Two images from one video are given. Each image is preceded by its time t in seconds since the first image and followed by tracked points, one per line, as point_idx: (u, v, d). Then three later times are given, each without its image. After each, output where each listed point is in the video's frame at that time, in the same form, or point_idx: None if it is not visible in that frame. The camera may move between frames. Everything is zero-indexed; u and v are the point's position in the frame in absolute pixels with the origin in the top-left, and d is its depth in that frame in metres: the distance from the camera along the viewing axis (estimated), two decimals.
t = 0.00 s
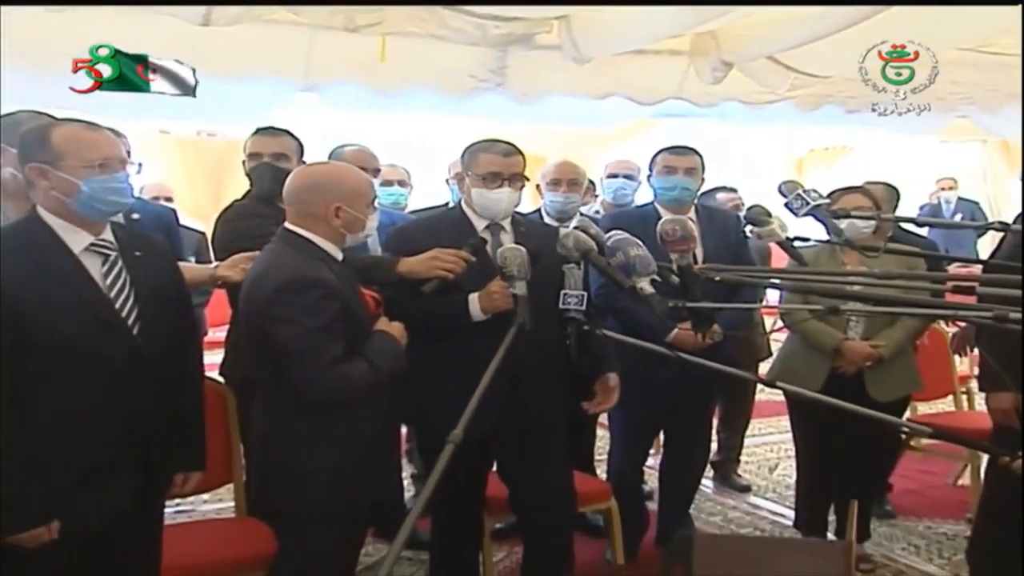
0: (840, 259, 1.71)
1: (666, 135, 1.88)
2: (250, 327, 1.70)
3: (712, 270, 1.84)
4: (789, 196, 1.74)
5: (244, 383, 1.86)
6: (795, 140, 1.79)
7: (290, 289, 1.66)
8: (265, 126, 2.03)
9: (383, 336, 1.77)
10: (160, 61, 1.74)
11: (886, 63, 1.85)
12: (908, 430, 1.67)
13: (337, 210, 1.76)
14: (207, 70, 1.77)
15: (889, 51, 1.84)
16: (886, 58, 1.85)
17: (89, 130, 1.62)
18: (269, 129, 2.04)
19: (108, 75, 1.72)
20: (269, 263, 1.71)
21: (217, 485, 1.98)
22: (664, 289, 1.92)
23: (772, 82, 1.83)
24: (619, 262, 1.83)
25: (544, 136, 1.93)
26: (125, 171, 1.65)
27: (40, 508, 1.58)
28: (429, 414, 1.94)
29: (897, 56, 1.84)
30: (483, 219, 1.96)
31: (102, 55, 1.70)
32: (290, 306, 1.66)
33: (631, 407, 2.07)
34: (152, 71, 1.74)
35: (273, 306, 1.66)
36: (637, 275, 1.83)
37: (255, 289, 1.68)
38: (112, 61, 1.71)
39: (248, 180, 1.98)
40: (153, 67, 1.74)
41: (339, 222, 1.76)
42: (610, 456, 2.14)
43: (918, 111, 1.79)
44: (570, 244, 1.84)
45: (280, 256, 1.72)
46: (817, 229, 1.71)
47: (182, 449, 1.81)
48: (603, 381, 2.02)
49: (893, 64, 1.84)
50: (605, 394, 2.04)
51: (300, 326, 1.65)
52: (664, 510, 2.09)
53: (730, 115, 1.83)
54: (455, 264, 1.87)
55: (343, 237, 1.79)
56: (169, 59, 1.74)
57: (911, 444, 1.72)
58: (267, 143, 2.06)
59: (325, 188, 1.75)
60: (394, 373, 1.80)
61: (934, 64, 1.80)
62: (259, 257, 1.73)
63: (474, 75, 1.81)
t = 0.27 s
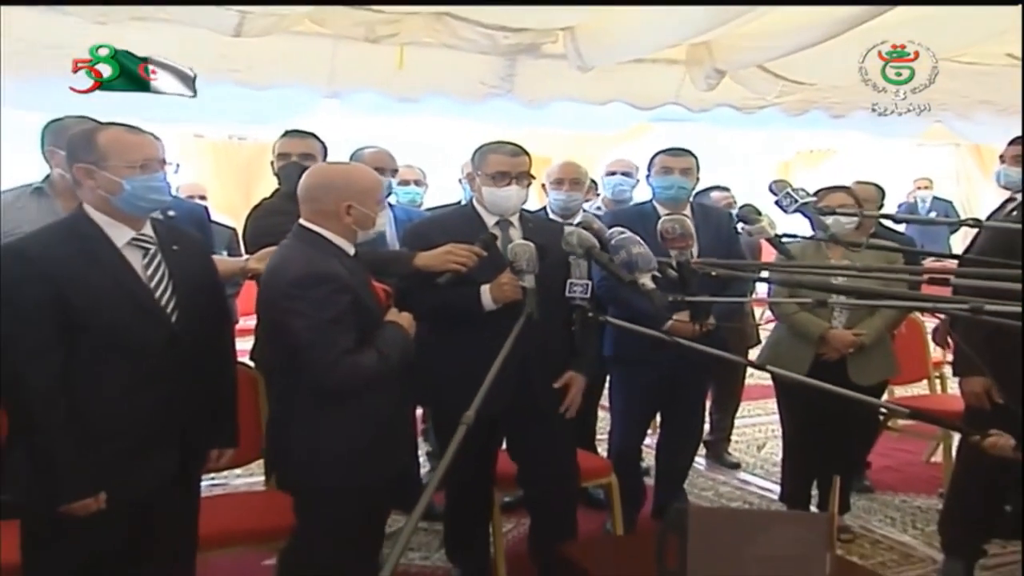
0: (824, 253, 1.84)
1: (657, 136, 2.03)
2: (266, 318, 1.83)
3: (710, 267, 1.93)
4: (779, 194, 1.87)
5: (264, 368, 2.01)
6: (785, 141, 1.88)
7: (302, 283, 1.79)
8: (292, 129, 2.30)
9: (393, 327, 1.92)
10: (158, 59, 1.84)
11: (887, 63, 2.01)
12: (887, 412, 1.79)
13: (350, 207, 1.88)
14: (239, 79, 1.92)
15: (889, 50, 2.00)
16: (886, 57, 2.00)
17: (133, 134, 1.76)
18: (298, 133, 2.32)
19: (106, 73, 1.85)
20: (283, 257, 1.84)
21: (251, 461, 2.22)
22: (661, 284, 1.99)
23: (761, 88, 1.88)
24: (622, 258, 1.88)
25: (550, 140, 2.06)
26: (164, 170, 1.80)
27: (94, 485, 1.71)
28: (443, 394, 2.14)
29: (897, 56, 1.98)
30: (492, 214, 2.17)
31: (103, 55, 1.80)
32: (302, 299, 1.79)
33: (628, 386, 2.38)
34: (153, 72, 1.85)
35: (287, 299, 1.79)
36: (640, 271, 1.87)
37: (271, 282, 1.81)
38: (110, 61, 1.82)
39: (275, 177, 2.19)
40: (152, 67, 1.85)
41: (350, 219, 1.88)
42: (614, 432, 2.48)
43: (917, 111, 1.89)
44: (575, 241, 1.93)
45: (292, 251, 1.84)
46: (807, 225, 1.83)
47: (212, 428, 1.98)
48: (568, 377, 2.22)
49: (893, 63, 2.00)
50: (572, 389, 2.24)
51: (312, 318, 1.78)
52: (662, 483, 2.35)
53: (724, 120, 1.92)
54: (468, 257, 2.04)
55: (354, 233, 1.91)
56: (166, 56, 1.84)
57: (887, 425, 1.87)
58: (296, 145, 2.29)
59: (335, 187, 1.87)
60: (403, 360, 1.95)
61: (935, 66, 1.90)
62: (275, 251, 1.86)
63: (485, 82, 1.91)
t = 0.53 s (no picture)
0: (813, 249, 1.95)
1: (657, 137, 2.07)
2: (281, 312, 1.94)
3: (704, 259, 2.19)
4: (776, 189, 2.03)
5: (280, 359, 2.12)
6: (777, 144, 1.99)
7: (317, 280, 1.90)
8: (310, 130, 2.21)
9: (404, 321, 2.05)
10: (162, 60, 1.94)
11: (887, 63, 1.98)
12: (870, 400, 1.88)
13: (362, 207, 1.96)
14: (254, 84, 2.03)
15: (890, 51, 1.99)
16: (886, 58, 1.99)
17: (157, 134, 1.83)
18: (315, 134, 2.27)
19: (107, 72, 1.94)
20: (298, 254, 1.95)
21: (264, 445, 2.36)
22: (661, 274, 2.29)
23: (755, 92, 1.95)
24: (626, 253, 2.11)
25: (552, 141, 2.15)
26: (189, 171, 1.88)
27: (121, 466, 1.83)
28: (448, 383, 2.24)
29: (896, 56, 1.97)
30: (496, 211, 2.27)
31: (104, 54, 1.91)
32: (317, 295, 1.90)
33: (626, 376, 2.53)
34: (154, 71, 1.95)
35: (302, 295, 1.90)
36: (641, 264, 2.11)
37: (286, 278, 1.91)
38: (110, 61, 1.94)
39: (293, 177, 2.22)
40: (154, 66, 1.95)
41: (362, 217, 1.97)
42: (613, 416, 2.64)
43: (916, 112, 1.89)
44: (577, 238, 2.15)
45: (307, 249, 1.95)
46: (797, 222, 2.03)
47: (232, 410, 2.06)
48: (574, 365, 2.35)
49: (894, 63, 1.97)
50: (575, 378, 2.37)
51: (326, 313, 1.90)
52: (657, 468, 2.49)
53: (718, 122, 1.98)
54: (476, 251, 2.17)
55: (365, 230, 2.00)
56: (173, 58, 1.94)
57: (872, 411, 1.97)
58: (315, 144, 2.28)
59: (350, 186, 1.95)
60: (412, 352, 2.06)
61: (935, 68, 1.91)
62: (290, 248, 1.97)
63: (490, 85, 2.00)
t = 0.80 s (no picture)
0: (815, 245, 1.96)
1: (659, 136, 2.11)
2: (300, 306, 1.99)
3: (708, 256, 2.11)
4: (779, 186, 1.96)
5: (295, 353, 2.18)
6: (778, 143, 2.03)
7: (334, 274, 1.94)
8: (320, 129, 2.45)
9: (418, 315, 2.08)
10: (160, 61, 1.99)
11: (887, 63, 2.04)
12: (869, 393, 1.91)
13: (380, 205, 2.02)
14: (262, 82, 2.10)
15: (890, 51, 2.05)
16: (886, 58, 2.05)
17: (176, 134, 1.81)
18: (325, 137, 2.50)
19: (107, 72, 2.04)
20: (316, 249, 2.00)
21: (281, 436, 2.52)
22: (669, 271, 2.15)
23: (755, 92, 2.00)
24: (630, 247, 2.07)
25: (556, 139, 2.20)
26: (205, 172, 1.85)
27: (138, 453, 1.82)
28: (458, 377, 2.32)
29: (896, 56, 2.03)
30: (502, 210, 2.32)
31: (102, 54, 2.01)
32: (333, 289, 1.94)
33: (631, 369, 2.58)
34: (152, 70, 2.00)
35: (319, 288, 1.94)
36: (645, 258, 2.05)
37: (304, 272, 1.97)
38: (108, 61, 2.02)
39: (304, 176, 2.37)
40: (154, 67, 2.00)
41: (380, 216, 2.03)
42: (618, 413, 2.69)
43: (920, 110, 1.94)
44: (583, 233, 2.14)
45: (325, 244, 1.99)
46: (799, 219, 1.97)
47: (244, 400, 2.06)
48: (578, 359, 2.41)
49: (894, 63, 2.02)
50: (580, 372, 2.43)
51: (341, 306, 1.93)
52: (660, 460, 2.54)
53: (720, 121, 2.02)
54: (483, 247, 2.23)
55: (383, 228, 2.06)
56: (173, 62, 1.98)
57: (871, 403, 2.00)
58: (328, 144, 2.49)
59: (371, 185, 2.02)
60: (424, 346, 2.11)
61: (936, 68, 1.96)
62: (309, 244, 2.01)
63: (497, 85, 2.02)
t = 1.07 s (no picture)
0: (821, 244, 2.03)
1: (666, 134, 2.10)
2: (313, 297, 2.00)
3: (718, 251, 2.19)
4: (789, 184, 1.95)
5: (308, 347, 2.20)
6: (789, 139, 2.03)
7: (346, 264, 1.95)
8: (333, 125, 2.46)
9: (432, 310, 2.08)
10: (161, 58, 1.93)
11: (887, 63, 2.09)
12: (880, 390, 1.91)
13: (395, 198, 2.03)
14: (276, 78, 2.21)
15: (890, 51, 2.08)
16: (887, 58, 2.09)
17: (194, 137, 1.83)
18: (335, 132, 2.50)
19: (108, 72, 2.01)
20: (331, 241, 2.01)
21: (292, 431, 2.54)
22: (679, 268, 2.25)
23: (764, 89, 2.04)
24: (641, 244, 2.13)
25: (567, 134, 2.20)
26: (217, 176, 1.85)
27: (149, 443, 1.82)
28: (471, 372, 2.33)
29: (896, 56, 2.05)
30: (513, 206, 2.33)
31: (102, 55, 1.98)
32: (344, 279, 1.95)
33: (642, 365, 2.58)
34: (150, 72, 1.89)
35: (331, 279, 1.96)
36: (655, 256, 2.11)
37: (317, 263, 1.98)
38: (108, 61, 1.99)
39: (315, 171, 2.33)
40: (153, 65, 1.92)
41: (396, 208, 2.04)
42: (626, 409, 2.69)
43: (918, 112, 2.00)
44: (592, 230, 2.23)
45: (341, 236, 2.01)
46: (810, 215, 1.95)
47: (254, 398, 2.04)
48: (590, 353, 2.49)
49: (894, 64, 2.06)
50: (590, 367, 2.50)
51: (352, 296, 1.94)
52: (669, 455, 2.53)
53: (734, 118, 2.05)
54: (493, 244, 2.20)
55: (399, 221, 2.07)
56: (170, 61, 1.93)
57: (880, 401, 1.99)
58: (338, 140, 2.50)
59: (388, 178, 2.03)
60: (438, 341, 2.11)
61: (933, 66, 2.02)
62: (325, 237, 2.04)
63: (507, 81, 2.01)
